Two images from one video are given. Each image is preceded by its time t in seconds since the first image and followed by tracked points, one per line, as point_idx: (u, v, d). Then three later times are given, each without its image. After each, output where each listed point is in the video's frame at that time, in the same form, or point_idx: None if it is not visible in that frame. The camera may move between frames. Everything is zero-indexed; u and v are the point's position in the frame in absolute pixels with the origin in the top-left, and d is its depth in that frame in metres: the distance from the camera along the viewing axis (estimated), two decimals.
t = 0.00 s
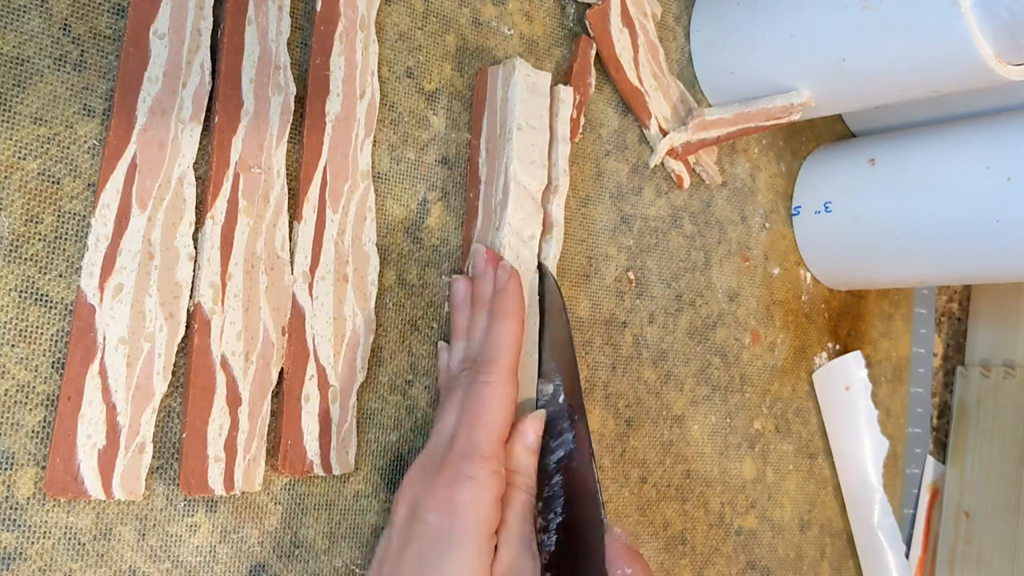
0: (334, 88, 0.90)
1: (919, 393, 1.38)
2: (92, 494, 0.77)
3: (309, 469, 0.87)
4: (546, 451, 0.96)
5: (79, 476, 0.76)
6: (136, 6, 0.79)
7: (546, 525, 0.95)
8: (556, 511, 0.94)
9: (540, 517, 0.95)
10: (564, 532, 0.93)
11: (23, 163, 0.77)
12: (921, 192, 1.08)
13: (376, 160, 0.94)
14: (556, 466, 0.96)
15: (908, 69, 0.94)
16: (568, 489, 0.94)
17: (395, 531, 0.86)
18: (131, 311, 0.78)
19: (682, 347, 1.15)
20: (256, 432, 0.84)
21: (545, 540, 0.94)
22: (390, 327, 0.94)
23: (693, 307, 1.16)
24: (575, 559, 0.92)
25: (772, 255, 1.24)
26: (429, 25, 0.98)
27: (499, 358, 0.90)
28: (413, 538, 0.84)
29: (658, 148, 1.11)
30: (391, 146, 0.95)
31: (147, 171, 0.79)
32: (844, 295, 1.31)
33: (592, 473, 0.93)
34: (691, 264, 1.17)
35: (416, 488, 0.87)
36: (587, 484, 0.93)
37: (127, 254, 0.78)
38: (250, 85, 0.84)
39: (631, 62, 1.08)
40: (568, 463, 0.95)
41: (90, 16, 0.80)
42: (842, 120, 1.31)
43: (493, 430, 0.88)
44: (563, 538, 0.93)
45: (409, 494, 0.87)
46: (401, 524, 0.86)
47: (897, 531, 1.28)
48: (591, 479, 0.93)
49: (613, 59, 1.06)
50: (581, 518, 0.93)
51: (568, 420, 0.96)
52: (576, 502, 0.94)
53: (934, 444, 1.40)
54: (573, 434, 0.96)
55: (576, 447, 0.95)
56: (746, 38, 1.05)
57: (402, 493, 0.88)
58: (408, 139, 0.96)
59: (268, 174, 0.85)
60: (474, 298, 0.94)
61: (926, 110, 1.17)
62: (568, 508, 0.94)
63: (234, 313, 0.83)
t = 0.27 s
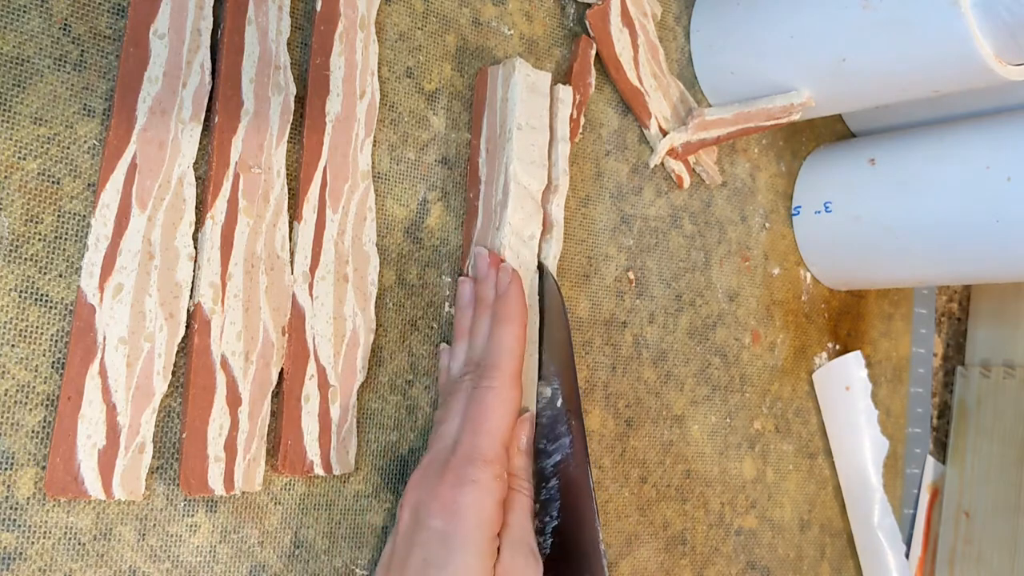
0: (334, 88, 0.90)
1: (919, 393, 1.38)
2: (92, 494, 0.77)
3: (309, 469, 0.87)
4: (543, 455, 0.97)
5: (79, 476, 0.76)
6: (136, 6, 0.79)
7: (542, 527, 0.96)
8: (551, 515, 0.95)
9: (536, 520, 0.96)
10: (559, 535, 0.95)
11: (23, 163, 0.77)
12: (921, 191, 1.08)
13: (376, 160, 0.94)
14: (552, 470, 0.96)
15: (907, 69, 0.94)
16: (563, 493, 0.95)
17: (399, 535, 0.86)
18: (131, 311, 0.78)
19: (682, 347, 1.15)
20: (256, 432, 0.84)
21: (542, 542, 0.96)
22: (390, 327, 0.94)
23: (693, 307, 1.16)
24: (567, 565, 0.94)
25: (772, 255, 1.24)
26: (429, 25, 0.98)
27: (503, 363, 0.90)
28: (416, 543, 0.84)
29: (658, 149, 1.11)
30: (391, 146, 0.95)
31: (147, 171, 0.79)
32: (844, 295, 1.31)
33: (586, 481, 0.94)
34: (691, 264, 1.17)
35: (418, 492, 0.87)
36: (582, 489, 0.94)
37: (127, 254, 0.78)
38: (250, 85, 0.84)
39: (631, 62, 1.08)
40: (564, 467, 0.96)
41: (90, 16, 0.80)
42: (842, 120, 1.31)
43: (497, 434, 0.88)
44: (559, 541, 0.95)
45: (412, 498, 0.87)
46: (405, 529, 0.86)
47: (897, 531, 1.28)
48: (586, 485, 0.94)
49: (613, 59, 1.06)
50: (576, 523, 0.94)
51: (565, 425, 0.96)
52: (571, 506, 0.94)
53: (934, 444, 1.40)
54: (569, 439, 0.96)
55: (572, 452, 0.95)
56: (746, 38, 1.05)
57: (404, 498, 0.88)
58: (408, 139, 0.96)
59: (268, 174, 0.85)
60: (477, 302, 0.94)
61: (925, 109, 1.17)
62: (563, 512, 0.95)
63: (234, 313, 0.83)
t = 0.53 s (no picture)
0: (334, 88, 0.90)
1: (919, 393, 1.38)
2: (92, 494, 0.77)
3: (309, 469, 0.87)
4: (543, 456, 0.97)
5: (79, 476, 0.76)
6: (136, 6, 0.79)
7: (542, 528, 0.96)
8: (551, 516, 0.95)
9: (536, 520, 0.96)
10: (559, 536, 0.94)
11: (23, 163, 0.77)
12: (921, 191, 1.08)
13: (376, 160, 0.94)
14: (552, 471, 0.96)
15: (907, 69, 0.94)
16: (563, 494, 0.95)
17: (398, 531, 0.86)
18: (131, 311, 0.78)
19: (682, 347, 1.15)
20: (256, 432, 0.84)
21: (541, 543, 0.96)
22: (391, 327, 0.94)
23: (693, 307, 1.16)
24: (567, 566, 0.94)
25: (772, 255, 1.24)
26: (429, 25, 0.98)
27: (504, 364, 0.90)
28: (415, 539, 0.84)
29: (658, 148, 1.11)
30: (391, 146, 0.95)
31: (147, 171, 0.79)
32: (844, 295, 1.31)
33: (586, 484, 0.93)
34: (691, 264, 1.17)
35: (417, 490, 0.87)
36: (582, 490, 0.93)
37: (127, 254, 0.78)
38: (250, 85, 0.84)
39: (631, 62, 1.08)
40: (564, 468, 0.95)
41: (90, 16, 0.80)
42: (842, 121, 1.31)
43: (498, 433, 0.88)
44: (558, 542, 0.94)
45: (411, 496, 0.87)
46: (403, 525, 0.86)
47: (897, 531, 1.28)
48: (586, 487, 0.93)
49: (613, 59, 1.06)
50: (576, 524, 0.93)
51: (566, 426, 0.96)
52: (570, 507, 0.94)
53: (934, 444, 1.40)
54: (570, 441, 0.96)
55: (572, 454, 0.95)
56: (746, 38, 1.05)
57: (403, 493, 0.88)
58: (408, 139, 0.96)
59: (268, 174, 0.85)
60: (478, 302, 0.94)
61: (925, 110, 1.17)
62: (563, 513, 0.94)
63: (234, 313, 0.83)
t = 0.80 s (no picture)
0: (334, 88, 0.90)
1: (919, 393, 1.38)
2: (92, 494, 0.77)
3: (309, 469, 0.87)
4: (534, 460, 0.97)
5: (79, 476, 0.76)
6: (136, 6, 0.79)
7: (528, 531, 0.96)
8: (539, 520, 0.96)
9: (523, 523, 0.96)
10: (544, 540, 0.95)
11: (23, 163, 0.77)
12: (921, 191, 1.08)
13: (376, 160, 0.94)
14: (542, 475, 0.97)
15: (907, 69, 0.94)
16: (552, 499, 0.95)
17: (401, 529, 0.86)
18: (131, 311, 0.78)
19: (682, 347, 1.15)
20: (256, 432, 0.84)
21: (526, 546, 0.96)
22: (390, 327, 0.94)
23: (693, 307, 1.16)
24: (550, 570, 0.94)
25: (772, 255, 1.24)
26: (429, 25, 0.98)
27: (507, 362, 0.90)
28: (419, 538, 0.84)
29: (658, 149, 1.11)
30: (391, 146, 0.95)
31: (147, 171, 0.79)
32: (844, 295, 1.31)
33: (576, 492, 0.94)
34: (691, 264, 1.17)
35: (421, 489, 0.87)
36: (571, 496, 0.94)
37: (127, 254, 0.78)
38: (250, 85, 0.84)
39: (631, 62, 1.08)
40: (554, 474, 0.96)
41: (90, 16, 0.80)
42: (842, 121, 1.31)
43: (502, 432, 0.88)
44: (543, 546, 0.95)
45: (415, 494, 0.87)
46: (406, 523, 0.86)
47: (897, 531, 1.28)
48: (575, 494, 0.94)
49: (613, 59, 1.06)
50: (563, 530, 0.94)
51: (558, 434, 0.97)
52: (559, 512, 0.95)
53: (934, 444, 1.40)
54: (562, 447, 0.97)
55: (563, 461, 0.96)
56: (746, 38, 1.05)
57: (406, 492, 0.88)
58: (408, 139, 0.96)
59: (268, 174, 0.85)
60: (481, 302, 0.94)
61: (925, 109, 1.17)
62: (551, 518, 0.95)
63: (234, 313, 0.83)
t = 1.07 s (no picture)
0: (334, 88, 0.90)
1: (919, 393, 1.38)
2: (92, 494, 0.77)
3: (309, 469, 0.87)
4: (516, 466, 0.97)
5: (79, 476, 0.76)
6: (136, 6, 0.79)
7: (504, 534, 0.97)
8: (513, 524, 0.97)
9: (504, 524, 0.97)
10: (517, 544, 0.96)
11: (23, 163, 0.77)
12: (921, 191, 1.08)
13: (376, 160, 0.94)
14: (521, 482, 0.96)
15: (906, 69, 0.94)
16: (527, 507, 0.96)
17: (401, 527, 0.86)
18: (131, 311, 0.78)
19: (682, 347, 1.15)
20: (256, 432, 0.84)
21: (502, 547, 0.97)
22: (391, 326, 0.94)
23: (693, 307, 1.16)
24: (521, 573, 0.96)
25: (772, 255, 1.24)
26: (429, 25, 0.98)
27: (510, 361, 0.90)
28: (422, 534, 0.84)
29: (658, 148, 1.11)
30: (391, 146, 0.95)
31: (147, 171, 0.79)
32: (844, 295, 1.31)
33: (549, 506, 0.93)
34: (691, 264, 1.17)
35: (422, 484, 0.87)
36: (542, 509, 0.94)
37: (127, 254, 0.78)
38: (250, 85, 0.84)
39: (631, 62, 1.08)
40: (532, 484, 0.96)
41: (90, 16, 0.80)
42: (842, 120, 1.31)
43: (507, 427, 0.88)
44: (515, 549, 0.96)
45: (416, 490, 0.87)
46: (407, 520, 0.86)
47: (897, 531, 1.28)
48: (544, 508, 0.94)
49: (613, 59, 1.06)
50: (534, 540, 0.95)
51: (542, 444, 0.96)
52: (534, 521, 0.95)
53: (934, 444, 1.40)
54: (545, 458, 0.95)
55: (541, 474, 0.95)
56: (746, 38, 1.05)
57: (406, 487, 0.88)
58: (408, 139, 0.96)
59: (268, 174, 0.85)
60: (481, 302, 0.94)
61: (925, 109, 1.17)
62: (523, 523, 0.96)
63: (234, 313, 0.83)
